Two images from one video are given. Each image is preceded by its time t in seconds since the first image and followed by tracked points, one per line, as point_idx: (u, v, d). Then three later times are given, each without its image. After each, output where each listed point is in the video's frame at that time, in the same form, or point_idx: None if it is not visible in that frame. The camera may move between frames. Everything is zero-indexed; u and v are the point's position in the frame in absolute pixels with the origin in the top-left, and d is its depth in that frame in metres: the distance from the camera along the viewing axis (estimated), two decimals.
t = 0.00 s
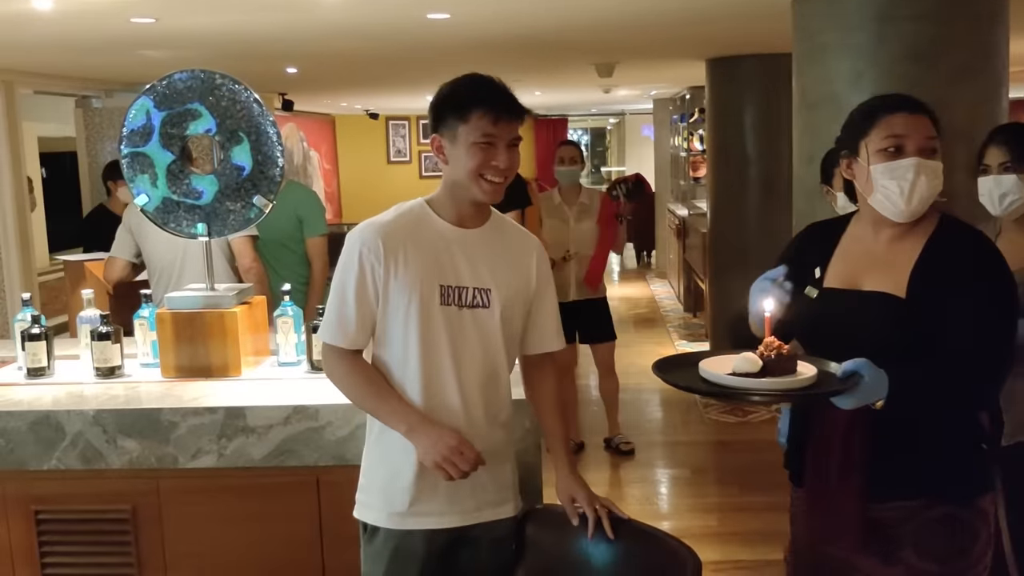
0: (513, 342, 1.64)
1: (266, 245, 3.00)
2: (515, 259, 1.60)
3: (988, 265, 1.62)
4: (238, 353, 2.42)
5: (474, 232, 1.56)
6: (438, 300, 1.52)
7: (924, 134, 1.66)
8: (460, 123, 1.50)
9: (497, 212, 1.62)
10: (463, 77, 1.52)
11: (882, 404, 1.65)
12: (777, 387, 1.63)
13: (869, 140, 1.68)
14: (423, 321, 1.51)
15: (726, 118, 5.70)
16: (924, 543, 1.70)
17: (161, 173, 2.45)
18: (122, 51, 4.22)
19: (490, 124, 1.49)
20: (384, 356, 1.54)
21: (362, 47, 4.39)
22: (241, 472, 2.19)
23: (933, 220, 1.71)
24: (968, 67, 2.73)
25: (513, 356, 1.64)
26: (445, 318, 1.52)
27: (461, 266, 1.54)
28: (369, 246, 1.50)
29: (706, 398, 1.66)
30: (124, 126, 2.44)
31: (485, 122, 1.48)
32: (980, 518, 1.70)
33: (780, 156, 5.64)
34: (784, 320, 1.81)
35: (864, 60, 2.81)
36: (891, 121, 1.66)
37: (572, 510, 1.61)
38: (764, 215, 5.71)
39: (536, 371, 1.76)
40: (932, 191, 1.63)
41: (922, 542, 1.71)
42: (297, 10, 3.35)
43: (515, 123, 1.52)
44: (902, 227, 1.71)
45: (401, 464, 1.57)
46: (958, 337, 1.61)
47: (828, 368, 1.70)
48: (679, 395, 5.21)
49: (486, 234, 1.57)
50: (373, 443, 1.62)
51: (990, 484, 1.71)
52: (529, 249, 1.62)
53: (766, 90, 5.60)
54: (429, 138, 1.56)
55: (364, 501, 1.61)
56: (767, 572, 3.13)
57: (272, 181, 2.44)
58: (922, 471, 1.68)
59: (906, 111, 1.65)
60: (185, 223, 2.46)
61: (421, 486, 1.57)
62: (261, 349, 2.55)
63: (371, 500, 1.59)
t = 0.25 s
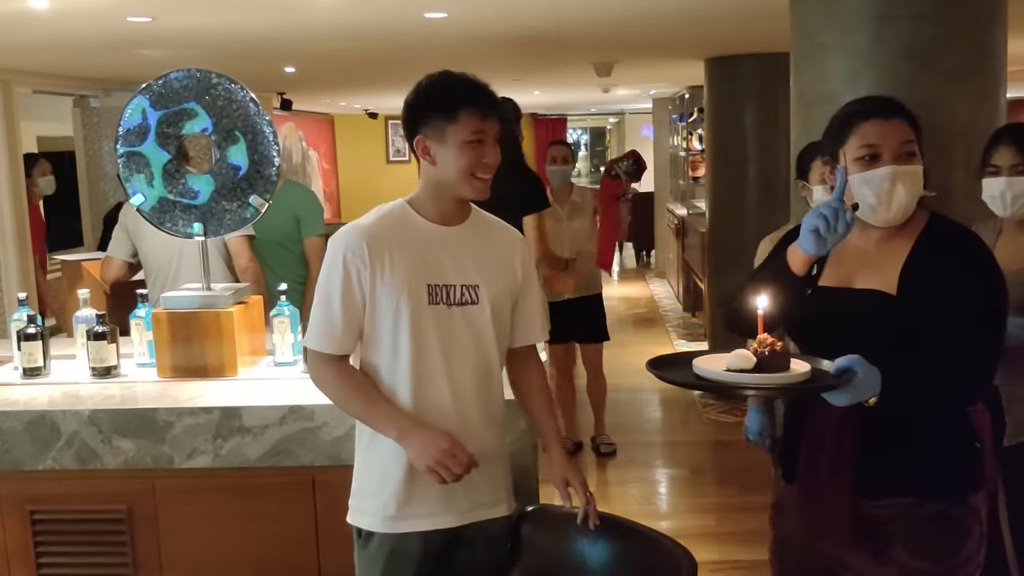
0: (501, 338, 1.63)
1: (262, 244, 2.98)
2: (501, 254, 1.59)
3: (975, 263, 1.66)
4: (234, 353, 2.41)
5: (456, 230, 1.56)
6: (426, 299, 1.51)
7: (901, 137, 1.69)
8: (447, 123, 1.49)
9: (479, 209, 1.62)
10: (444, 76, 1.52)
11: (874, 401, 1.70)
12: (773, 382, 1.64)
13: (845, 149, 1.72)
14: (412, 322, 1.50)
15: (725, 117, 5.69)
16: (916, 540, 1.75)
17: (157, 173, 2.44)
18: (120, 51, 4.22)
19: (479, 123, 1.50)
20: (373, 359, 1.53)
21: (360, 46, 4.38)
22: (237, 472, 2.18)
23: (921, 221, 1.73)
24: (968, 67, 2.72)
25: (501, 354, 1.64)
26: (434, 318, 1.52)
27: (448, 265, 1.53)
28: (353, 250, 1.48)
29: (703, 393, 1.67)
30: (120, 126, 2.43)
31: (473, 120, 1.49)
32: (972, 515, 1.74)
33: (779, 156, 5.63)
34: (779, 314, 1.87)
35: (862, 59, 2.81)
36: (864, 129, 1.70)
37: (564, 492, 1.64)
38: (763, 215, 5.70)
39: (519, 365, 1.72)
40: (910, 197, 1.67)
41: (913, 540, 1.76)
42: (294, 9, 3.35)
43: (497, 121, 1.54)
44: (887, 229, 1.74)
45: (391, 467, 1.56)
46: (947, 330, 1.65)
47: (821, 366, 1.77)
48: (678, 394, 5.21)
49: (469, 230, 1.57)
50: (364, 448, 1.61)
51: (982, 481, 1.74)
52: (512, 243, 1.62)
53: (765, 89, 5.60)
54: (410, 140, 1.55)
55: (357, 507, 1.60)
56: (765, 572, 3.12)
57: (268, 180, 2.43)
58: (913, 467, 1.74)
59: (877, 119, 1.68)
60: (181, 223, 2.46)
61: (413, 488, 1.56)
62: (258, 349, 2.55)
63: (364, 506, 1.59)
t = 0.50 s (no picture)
0: (489, 334, 1.62)
1: (258, 243, 2.98)
2: (484, 251, 1.59)
3: (972, 261, 1.66)
4: (230, 353, 2.41)
5: (439, 229, 1.55)
6: (416, 299, 1.51)
7: (899, 139, 1.67)
8: (428, 122, 1.50)
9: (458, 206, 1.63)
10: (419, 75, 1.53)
11: (871, 399, 1.70)
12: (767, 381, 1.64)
13: (843, 150, 1.71)
14: (403, 323, 1.50)
15: (723, 117, 5.69)
16: (915, 541, 1.75)
17: (153, 173, 2.43)
18: (117, 50, 4.21)
19: (458, 120, 1.51)
20: (364, 362, 1.53)
21: (358, 46, 4.37)
22: (232, 473, 2.18)
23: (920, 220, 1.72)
24: (965, 67, 2.71)
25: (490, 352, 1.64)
26: (425, 317, 1.51)
27: (436, 264, 1.53)
28: (340, 254, 1.47)
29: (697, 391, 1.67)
30: (116, 126, 2.42)
31: (453, 117, 1.51)
32: (969, 515, 1.74)
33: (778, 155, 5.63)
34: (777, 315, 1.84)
35: (859, 58, 2.80)
36: (862, 131, 1.69)
37: (534, 476, 1.61)
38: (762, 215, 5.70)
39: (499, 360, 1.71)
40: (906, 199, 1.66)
41: (912, 541, 1.75)
42: (291, 9, 3.34)
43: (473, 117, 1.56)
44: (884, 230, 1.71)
45: (386, 472, 1.55)
46: (945, 331, 1.66)
47: (817, 365, 1.76)
48: (676, 394, 5.21)
49: (453, 229, 1.57)
50: (357, 453, 1.60)
51: (979, 481, 1.74)
52: (495, 239, 1.62)
53: (763, 89, 5.60)
54: (390, 141, 1.55)
55: (352, 514, 1.59)
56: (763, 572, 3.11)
57: (264, 180, 2.43)
58: (910, 465, 1.74)
59: (874, 121, 1.67)
60: (177, 223, 2.46)
61: (409, 491, 1.56)
62: (254, 349, 2.54)
63: (359, 510, 1.58)
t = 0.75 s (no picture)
0: (480, 332, 1.62)
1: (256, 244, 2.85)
2: (473, 250, 1.59)
3: (970, 261, 1.66)
4: (227, 353, 2.40)
5: (428, 229, 1.55)
6: (408, 300, 1.50)
7: (903, 140, 1.69)
8: (404, 121, 1.51)
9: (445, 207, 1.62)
10: (392, 75, 1.54)
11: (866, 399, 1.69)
12: (762, 380, 1.65)
13: (848, 148, 1.72)
14: (396, 325, 1.49)
15: (722, 117, 5.68)
16: (912, 542, 1.75)
17: (149, 173, 2.43)
18: (115, 50, 4.21)
19: (434, 117, 1.51)
20: (357, 365, 1.52)
21: (356, 45, 4.37)
22: (229, 474, 2.17)
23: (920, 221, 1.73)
24: (964, 66, 2.71)
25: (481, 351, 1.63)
26: (418, 318, 1.51)
27: (427, 265, 1.52)
28: (331, 257, 1.47)
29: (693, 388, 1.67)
30: (112, 126, 2.42)
31: (428, 114, 1.51)
32: (966, 515, 1.74)
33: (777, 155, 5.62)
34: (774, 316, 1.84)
35: (857, 58, 2.79)
36: (867, 131, 1.70)
37: (514, 467, 1.61)
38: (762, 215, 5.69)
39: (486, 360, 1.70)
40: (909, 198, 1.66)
41: (910, 542, 1.75)
42: (289, 8, 3.33)
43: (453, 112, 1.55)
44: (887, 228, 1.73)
45: (381, 475, 1.55)
46: (941, 333, 1.65)
47: (813, 363, 1.75)
48: (675, 394, 5.20)
49: (442, 228, 1.56)
50: (351, 458, 1.59)
51: (976, 482, 1.74)
52: (482, 238, 1.62)
53: (762, 88, 5.59)
54: (370, 143, 1.56)
55: (349, 520, 1.58)
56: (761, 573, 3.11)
57: (261, 180, 2.42)
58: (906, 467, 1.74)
59: (882, 120, 1.68)
60: (173, 223, 2.45)
61: (405, 494, 1.55)
62: (250, 350, 2.53)
63: (355, 514, 1.57)
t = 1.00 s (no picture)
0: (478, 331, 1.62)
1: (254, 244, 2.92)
2: (470, 247, 1.59)
3: (973, 257, 1.65)
4: (227, 353, 2.39)
5: (424, 227, 1.54)
6: (405, 299, 1.50)
7: (910, 139, 1.69)
8: (395, 118, 1.51)
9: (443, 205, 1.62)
10: (382, 72, 1.54)
11: (867, 398, 1.68)
12: (764, 377, 1.63)
13: (854, 145, 1.72)
14: (393, 324, 1.49)
15: (724, 115, 5.67)
16: (914, 542, 1.73)
17: (149, 171, 2.42)
18: (116, 48, 4.21)
19: (425, 113, 1.51)
20: (354, 365, 1.52)
21: (357, 44, 4.36)
22: (229, 472, 2.17)
23: (923, 223, 1.72)
24: (966, 63, 2.70)
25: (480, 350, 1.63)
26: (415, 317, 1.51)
27: (423, 263, 1.52)
28: (327, 257, 1.46)
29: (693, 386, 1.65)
30: (112, 124, 2.41)
31: (420, 110, 1.50)
32: (968, 514, 1.73)
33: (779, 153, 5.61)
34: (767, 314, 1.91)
35: (859, 56, 2.78)
36: (874, 129, 1.69)
37: (518, 460, 1.60)
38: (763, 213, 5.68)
39: (486, 357, 1.70)
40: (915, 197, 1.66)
41: (910, 540, 1.73)
42: (290, 6, 3.32)
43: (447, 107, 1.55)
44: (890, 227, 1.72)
45: (380, 475, 1.54)
46: (944, 330, 1.64)
47: (813, 360, 1.74)
48: (677, 393, 5.20)
49: (439, 226, 1.56)
50: (350, 457, 1.59)
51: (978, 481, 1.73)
52: (480, 236, 1.62)
53: (764, 87, 5.58)
54: (364, 141, 1.56)
55: (347, 521, 1.57)
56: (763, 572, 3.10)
57: (261, 178, 2.42)
58: (907, 464, 1.72)
59: (889, 119, 1.68)
60: (173, 221, 2.44)
61: (403, 493, 1.55)
62: (252, 348, 2.53)
63: (354, 515, 1.56)
